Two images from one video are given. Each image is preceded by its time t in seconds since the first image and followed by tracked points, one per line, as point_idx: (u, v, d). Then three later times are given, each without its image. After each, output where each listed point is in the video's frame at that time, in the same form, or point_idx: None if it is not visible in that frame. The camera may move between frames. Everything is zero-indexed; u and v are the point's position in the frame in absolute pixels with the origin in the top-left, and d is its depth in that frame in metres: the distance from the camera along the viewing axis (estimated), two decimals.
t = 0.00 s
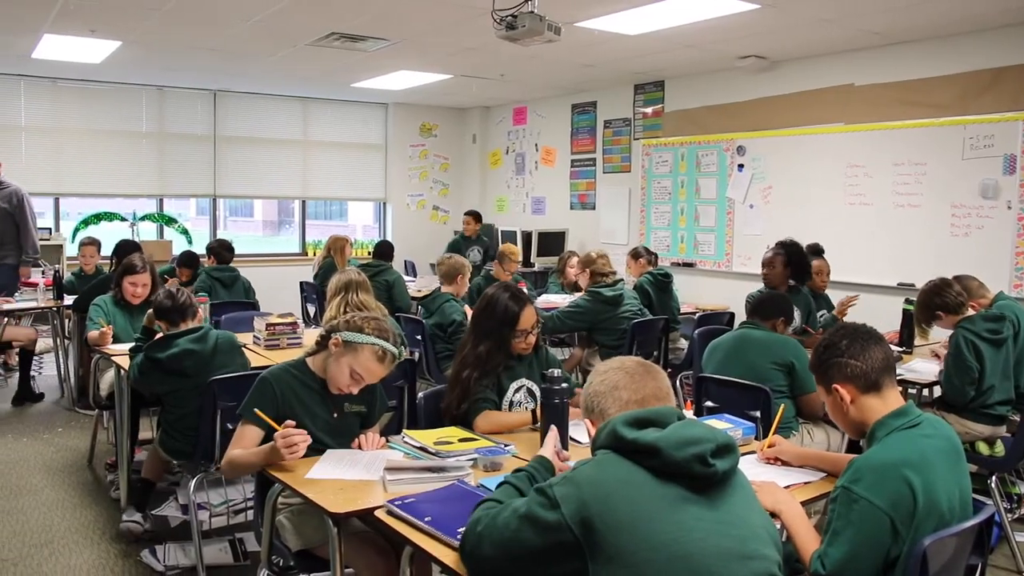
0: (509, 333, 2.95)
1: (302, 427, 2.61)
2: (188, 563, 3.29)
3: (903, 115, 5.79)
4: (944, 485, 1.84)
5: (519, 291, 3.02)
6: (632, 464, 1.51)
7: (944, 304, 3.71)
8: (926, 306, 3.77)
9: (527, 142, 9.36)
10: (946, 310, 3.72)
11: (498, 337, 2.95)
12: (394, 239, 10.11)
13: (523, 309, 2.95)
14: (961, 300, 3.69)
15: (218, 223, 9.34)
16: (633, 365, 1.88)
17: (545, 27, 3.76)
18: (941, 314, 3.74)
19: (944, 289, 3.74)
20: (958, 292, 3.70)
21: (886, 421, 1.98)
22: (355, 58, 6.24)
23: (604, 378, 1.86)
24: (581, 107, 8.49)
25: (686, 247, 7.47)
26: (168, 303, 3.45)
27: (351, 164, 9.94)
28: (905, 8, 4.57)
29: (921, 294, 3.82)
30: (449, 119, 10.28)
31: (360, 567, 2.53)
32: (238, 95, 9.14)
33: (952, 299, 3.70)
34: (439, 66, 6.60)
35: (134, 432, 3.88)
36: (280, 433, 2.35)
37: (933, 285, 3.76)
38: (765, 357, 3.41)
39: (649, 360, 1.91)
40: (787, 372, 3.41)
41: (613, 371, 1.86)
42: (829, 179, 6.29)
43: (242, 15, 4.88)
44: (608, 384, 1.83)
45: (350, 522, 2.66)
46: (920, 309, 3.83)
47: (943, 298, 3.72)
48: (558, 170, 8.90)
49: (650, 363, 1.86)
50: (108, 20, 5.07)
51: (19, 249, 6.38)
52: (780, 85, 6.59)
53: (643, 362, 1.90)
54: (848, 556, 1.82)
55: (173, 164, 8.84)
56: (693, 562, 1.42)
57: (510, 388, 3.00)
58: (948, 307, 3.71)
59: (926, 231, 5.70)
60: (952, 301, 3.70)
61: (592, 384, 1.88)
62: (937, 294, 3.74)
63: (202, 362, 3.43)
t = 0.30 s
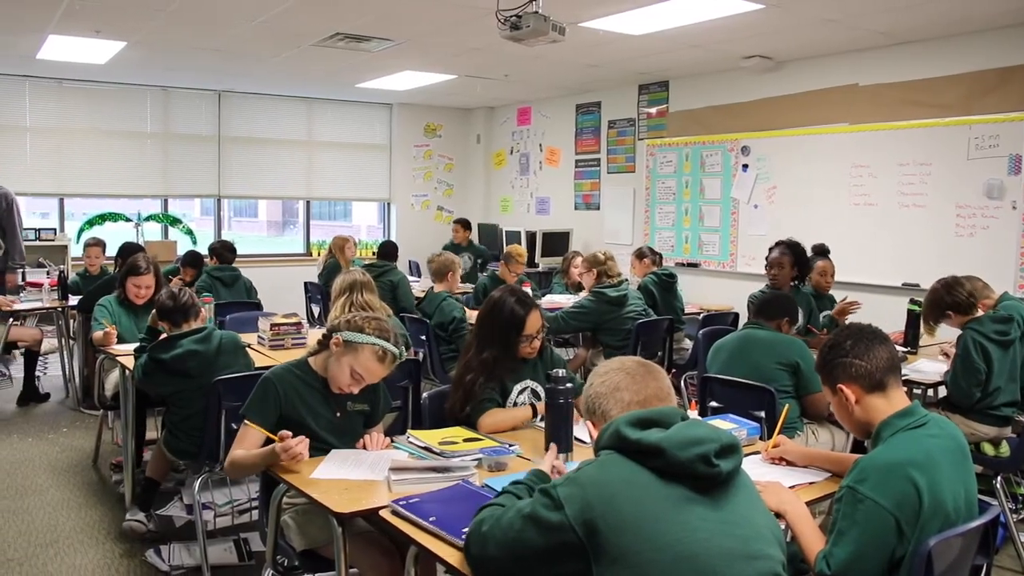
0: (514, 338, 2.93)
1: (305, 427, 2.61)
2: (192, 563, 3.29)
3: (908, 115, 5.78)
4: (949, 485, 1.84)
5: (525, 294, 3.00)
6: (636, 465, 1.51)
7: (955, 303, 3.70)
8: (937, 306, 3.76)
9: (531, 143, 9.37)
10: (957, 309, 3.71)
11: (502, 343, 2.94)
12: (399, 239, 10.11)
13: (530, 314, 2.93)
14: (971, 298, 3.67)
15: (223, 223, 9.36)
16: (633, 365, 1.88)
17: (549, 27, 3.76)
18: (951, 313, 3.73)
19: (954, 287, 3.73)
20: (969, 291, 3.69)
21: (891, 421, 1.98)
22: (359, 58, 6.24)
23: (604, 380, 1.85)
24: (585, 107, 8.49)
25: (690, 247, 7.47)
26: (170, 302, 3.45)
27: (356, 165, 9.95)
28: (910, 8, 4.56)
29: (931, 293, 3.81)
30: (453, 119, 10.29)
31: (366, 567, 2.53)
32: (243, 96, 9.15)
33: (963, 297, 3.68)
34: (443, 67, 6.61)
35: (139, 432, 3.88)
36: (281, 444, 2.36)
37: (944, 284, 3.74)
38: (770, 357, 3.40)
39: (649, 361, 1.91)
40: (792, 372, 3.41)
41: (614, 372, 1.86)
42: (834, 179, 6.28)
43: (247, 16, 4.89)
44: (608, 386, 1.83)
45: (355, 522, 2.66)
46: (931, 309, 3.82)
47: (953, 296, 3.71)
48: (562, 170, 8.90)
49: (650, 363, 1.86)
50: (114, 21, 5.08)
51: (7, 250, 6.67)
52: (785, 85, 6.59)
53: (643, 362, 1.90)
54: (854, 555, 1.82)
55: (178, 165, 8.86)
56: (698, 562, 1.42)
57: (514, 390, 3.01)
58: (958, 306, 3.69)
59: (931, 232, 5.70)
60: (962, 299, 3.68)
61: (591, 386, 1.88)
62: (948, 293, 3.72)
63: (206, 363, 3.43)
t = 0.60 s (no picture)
0: (523, 347, 2.95)
1: (310, 428, 2.61)
2: (199, 564, 3.30)
3: (913, 115, 5.77)
4: (956, 486, 1.84)
5: (533, 301, 3.02)
6: (641, 466, 1.51)
7: (967, 301, 3.69)
8: (949, 300, 3.74)
9: (536, 143, 9.36)
10: (968, 306, 3.70)
11: (511, 353, 2.97)
12: (404, 240, 10.11)
13: (538, 322, 2.95)
14: (985, 297, 3.66)
15: (228, 224, 9.37)
16: (643, 365, 1.88)
17: (553, 28, 3.75)
18: (962, 310, 3.72)
19: (969, 284, 3.71)
20: (982, 290, 3.67)
21: (897, 421, 1.98)
22: (364, 59, 6.25)
23: (613, 381, 1.86)
24: (590, 107, 8.48)
25: (695, 247, 7.46)
26: (179, 301, 3.45)
27: (361, 166, 9.96)
28: (915, 7, 4.55)
29: (945, 286, 3.79)
30: (458, 121, 10.28)
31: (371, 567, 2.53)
32: (248, 97, 9.16)
33: (977, 295, 3.67)
34: (447, 67, 6.61)
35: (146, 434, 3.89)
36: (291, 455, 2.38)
37: (958, 279, 3.73)
38: (775, 357, 3.40)
39: (659, 361, 1.91)
40: (797, 373, 3.39)
41: (624, 373, 1.86)
42: (839, 179, 6.28)
43: (252, 18, 4.89)
44: (618, 387, 1.83)
45: (360, 523, 2.66)
46: (942, 302, 3.81)
47: (967, 293, 3.69)
48: (567, 170, 8.89)
49: (659, 364, 1.86)
50: (120, 23, 5.10)
51: None
52: (789, 85, 6.58)
53: (653, 362, 1.90)
54: (859, 556, 1.81)
55: (183, 166, 8.88)
56: (704, 563, 1.42)
57: (519, 394, 3.06)
58: (971, 303, 3.68)
59: (937, 232, 5.68)
60: (975, 297, 3.67)
61: (600, 385, 1.89)
62: (961, 289, 3.71)
63: (212, 364, 3.43)
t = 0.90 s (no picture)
0: (529, 352, 2.96)
1: (315, 430, 2.61)
2: (205, 567, 3.30)
3: (919, 114, 5.75)
4: (964, 487, 1.82)
5: (540, 307, 3.02)
6: (648, 468, 1.50)
7: (976, 298, 3.70)
8: (958, 296, 3.75)
9: (541, 145, 9.36)
10: (976, 304, 3.71)
11: (517, 358, 2.98)
12: (408, 242, 10.11)
13: (545, 328, 2.96)
14: (994, 296, 3.67)
15: (232, 227, 9.38)
16: (660, 368, 1.87)
17: (558, 30, 3.75)
18: (969, 308, 3.74)
19: (980, 280, 3.72)
20: (991, 288, 3.69)
21: (905, 423, 1.96)
22: (368, 62, 6.25)
23: (630, 382, 1.84)
24: (595, 108, 8.48)
25: (701, 248, 7.45)
26: (185, 305, 3.43)
27: (365, 168, 9.96)
28: (920, 7, 4.54)
29: (955, 281, 3.81)
30: (462, 123, 10.28)
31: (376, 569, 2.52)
32: (252, 100, 9.17)
33: (986, 293, 3.69)
34: (451, 69, 6.60)
35: (152, 437, 3.89)
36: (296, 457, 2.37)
37: (968, 275, 3.75)
38: (781, 358, 3.38)
39: (678, 365, 1.90)
40: (803, 374, 3.37)
41: (638, 375, 1.85)
42: (844, 179, 6.26)
43: (256, 20, 4.89)
44: (633, 390, 1.82)
45: (366, 526, 2.66)
46: (951, 297, 3.82)
47: (977, 290, 3.71)
48: (572, 172, 8.89)
49: (676, 369, 1.85)
50: (125, 26, 5.10)
51: None
52: (794, 85, 6.57)
53: (671, 366, 1.89)
54: (867, 558, 1.80)
55: (188, 169, 8.89)
56: (711, 565, 1.41)
57: (524, 397, 3.06)
58: (979, 301, 3.69)
59: (943, 232, 5.67)
60: (984, 295, 3.69)
61: (613, 383, 1.87)
62: (971, 286, 3.73)
63: (217, 367, 3.42)
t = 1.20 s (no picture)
0: (539, 354, 2.96)
1: (326, 430, 2.60)
2: (215, 567, 3.30)
3: (930, 114, 5.72)
4: (975, 489, 1.81)
5: (550, 308, 3.02)
6: (659, 469, 1.49)
7: (985, 298, 3.69)
8: (967, 296, 3.74)
9: (550, 145, 9.35)
10: (985, 304, 3.70)
11: (527, 360, 2.98)
12: (418, 242, 10.11)
13: (554, 329, 2.95)
14: (1004, 296, 3.66)
15: (242, 228, 9.40)
16: (660, 365, 1.86)
17: (567, 30, 3.74)
18: (979, 308, 3.73)
19: (989, 281, 3.71)
20: (1001, 288, 3.68)
21: (916, 424, 1.95)
22: (377, 62, 6.25)
23: (632, 380, 1.85)
24: (604, 108, 8.47)
25: (711, 249, 7.43)
26: (195, 304, 3.45)
27: (374, 169, 9.96)
28: (931, 6, 4.52)
29: (964, 281, 3.79)
30: (471, 123, 10.28)
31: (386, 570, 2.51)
32: (262, 100, 9.19)
33: (995, 293, 3.68)
34: (460, 69, 6.60)
35: (162, 437, 3.90)
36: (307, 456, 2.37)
37: (977, 276, 3.73)
38: (792, 359, 3.37)
39: (678, 361, 1.89)
40: (814, 375, 3.36)
41: (640, 373, 1.85)
42: (855, 179, 6.24)
43: (266, 21, 4.90)
44: (636, 387, 1.82)
45: (376, 526, 2.66)
46: (960, 297, 3.81)
47: (986, 291, 3.69)
48: (582, 172, 8.88)
49: (677, 365, 1.83)
50: (135, 27, 5.11)
51: None
52: (804, 85, 6.55)
53: (671, 362, 1.88)
54: (879, 560, 1.79)
55: (197, 169, 8.91)
56: (721, 566, 1.40)
57: (534, 398, 3.06)
58: (988, 301, 3.69)
59: (955, 232, 5.64)
60: (994, 295, 3.68)
61: (618, 384, 1.88)
62: (980, 286, 3.71)
63: (227, 367, 3.43)
